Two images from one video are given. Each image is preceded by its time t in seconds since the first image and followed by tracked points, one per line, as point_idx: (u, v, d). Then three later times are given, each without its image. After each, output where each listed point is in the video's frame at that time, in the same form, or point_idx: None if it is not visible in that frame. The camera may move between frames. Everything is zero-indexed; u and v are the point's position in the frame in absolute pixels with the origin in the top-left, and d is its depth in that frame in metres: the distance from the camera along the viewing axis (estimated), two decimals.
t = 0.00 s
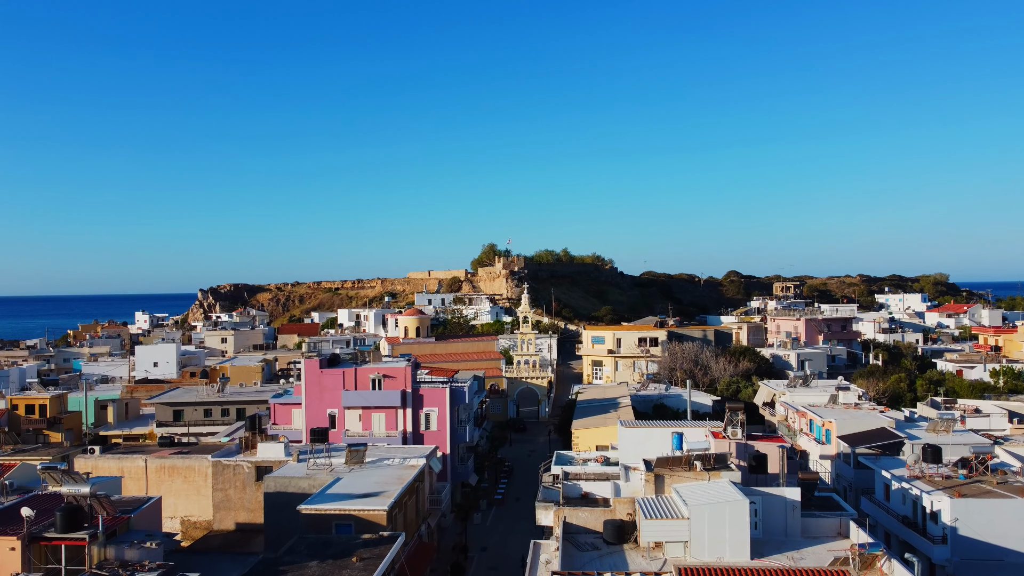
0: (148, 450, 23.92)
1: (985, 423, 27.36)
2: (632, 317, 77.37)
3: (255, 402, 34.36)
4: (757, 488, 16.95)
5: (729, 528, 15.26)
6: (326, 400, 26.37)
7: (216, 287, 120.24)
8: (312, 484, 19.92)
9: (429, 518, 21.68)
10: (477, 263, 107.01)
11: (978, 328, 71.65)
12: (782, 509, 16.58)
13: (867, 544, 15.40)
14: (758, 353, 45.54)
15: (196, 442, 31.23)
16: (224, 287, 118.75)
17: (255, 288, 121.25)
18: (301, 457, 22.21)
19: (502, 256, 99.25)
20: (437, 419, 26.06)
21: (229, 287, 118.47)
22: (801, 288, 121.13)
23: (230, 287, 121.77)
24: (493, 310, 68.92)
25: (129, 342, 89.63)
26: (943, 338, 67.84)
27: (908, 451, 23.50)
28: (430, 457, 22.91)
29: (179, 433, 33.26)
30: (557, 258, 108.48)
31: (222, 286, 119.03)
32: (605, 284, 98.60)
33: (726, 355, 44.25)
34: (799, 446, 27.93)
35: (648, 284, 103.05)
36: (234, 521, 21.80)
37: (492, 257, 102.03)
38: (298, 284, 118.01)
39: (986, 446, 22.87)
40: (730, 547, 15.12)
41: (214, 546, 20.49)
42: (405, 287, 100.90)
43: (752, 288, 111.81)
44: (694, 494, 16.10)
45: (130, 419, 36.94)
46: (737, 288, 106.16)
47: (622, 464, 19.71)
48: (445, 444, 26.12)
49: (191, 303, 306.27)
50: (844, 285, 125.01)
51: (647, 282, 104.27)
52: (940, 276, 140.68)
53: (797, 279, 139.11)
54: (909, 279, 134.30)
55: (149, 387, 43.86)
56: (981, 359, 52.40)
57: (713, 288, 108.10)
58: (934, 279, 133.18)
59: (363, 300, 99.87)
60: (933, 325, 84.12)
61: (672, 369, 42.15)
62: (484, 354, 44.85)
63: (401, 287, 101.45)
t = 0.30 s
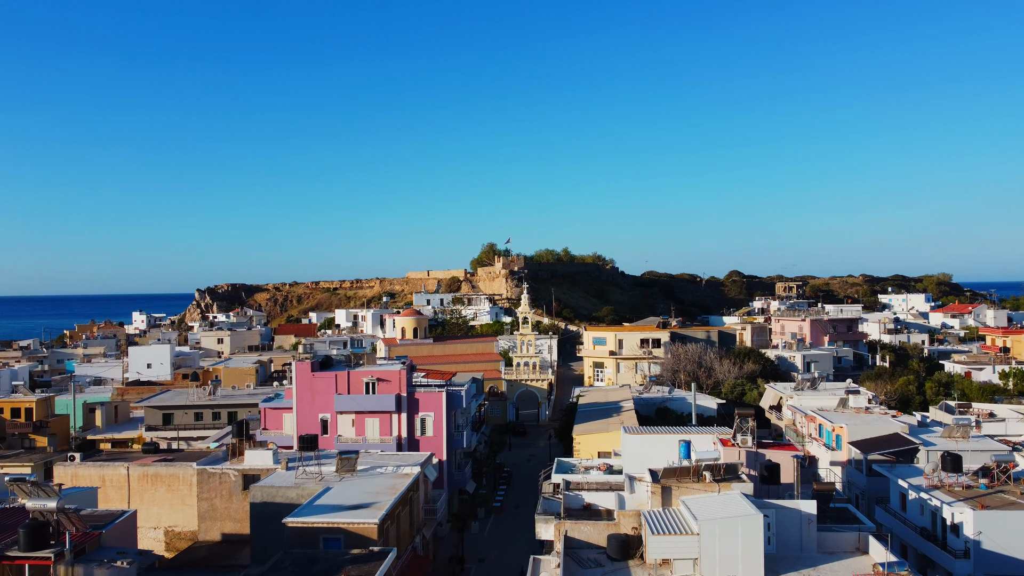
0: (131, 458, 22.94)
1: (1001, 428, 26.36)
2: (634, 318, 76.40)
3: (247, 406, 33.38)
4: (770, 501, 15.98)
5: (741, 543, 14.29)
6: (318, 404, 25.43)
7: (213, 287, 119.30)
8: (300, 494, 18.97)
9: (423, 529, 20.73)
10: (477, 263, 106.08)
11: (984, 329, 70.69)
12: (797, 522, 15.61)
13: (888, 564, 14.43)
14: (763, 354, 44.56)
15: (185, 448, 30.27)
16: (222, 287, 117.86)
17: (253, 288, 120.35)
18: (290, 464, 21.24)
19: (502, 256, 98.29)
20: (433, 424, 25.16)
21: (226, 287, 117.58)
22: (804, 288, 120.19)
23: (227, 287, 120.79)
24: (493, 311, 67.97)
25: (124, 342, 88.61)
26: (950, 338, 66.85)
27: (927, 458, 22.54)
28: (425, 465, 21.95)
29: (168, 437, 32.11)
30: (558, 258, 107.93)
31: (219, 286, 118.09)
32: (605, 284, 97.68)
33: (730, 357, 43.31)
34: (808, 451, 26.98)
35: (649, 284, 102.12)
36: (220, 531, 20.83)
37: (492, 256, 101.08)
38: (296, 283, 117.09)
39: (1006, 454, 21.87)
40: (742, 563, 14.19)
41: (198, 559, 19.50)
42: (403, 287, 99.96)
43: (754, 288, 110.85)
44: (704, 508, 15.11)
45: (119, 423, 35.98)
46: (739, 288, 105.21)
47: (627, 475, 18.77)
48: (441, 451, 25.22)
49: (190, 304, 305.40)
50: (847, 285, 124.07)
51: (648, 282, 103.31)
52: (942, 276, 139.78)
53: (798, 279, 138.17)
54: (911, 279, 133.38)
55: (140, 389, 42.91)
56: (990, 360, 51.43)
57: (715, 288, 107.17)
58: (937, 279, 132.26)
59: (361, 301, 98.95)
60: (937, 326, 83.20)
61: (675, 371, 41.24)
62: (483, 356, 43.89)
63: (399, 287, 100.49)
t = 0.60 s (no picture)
0: (113, 466, 21.97)
1: (1020, 434, 25.35)
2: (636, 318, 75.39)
3: (237, 410, 32.39)
4: (785, 515, 14.99)
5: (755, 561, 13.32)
6: (309, 409, 24.42)
7: (211, 287, 118.31)
8: (287, 506, 18.01)
9: (417, 541, 19.73)
10: (476, 262, 105.12)
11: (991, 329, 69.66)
12: (815, 538, 14.63)
13: None
14: (768, 356, 43.57)
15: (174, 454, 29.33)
16: (219, 287, 116.89)
17: (251, 288, 119.38)
18: (278, 473, 20.25)
19: (501, 255, 97.31)
20: (429, 430, 24.18)
21: (224, 287, 116.59)
22: (806, 288, 119.25)
23: (225, 287, 119.79)
24: (493, 311, 66.99)
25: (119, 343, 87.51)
26: (956, 339, 65.88)
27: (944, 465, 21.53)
28: (420, 474, 20.95)
29: (157, 441, 31.09)
30: (558, 257, 106.87)
31: (216, 286, 117.11)
32: (607, 284, 96.72)
33: (735, 358, 42.33)
34: (818, 457, 26.03)
35: (651, 284, 101.17)
36: (205, 543, 19.87)
37: (492, 255, 100.11)
38: (294, 283, 116.12)
39: None
40: None
41: (180, 573, 18.54)
42: (402, 287, 99.01)
43: (756, 288, 109.88)
44: (716, 524, 14.12)
45: (107, 427, 35.02)
46: (742, 288, 104.26)
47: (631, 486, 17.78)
48: (437, 457, 24.23)
49: (189, 304, 304.44)
50: (850, 285, 123.11)
51: (650, 282, 102.34)
52: (946, 276, 138.80)
53: (801, 279, 137.20)
54: (914, 279, 132.45)
55: (131, 392, 41.93)
56: (999, 362, 50.42)
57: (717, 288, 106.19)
58: (940, 279, 131.20)
59: (359, 301, 97.98)
60: (943, 327, 82.22)
61: (679, 373, 40.27)
62: (482, 357, 42.88)
63: (398, 287, 99.51)
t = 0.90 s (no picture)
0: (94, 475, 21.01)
1: None
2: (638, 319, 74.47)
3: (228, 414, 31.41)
4: (803, 532, 13.99)
5: None
6: (300, 413, 23.46)
7: (208, 287, 117.29)
8: (273, 518, 17.02)
9: (410, 554, 18.73)
10: (476, 262, 104.18)
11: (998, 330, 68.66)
12: (834, 556, 13.65)
13: None
14: (773, 358, 42.57)
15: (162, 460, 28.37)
16: (217, 287, 115.88)
17: (249, 288, 118.40)
18: (265, 482, 19.24)
19: (501, 254, 96.36)
20: (424, 436, 23.21)
21: (221, 287, 115.59)
22: (809, 288, 118.31)
23: (222, 287, 118.76)
24: (492, 311, 66.01)
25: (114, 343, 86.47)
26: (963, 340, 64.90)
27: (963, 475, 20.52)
28: (414, 483, 19.96)
29: (145, 446, 30.22)
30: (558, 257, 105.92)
31: (213, 286, 116.10)
32: (608, 284, 95.81)
33: (740, 360, 41.35)
34: (828, 464, 25.06)
35: (652, 284, 100.26)
36: (188, 556, 18.89)
37: (492, 255, 99.16)
38: (292, 283, 115.15)
39: None
40: None
41: None
42: (401, 287, 98.07)
43: (758, 288, 108.97)
44: (729, 542, 13.15)
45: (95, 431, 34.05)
46: (744, 288, 103.31)
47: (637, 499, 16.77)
48: (433, 465, 23.24)
49: (188, 304, 303.42)
50: (853, 285, 122.18)
51: (651, 282, 101.41)
52: (949, 276, 137.93)
53: (804, 279, 136.29)
54: (918, 279, 131.48)
55: (122, 394, 40.93)
56: (1008, 364, 49.44)
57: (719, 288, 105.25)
58: (943, 279, 130.28)
59: (357, 301, 97.03)
60: (947, 327, 81.29)
61: (683, 375, 39.31)
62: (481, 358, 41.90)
63: (397, 287, 98.56)
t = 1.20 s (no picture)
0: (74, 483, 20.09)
1: None
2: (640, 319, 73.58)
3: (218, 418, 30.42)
4: (822, 550, 13.02)
5: None
6: (289, 419, 22.50)
7: (206, 287, 116.32)
8: (257, 532, 16.07)
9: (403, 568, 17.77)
10: (476, 262, 103.21)
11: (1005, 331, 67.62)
12: None
13: None
14: (779, 360, 41.59)
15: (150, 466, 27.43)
16: (214, 286, 114.91)
17: (247, 288, 117.43)
18: (250, 492, 18.24)
19: (501, 254, 95.42)
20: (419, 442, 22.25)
21: (219, 287, 114.57)
22: (812, 288, 117.31)
23: (220, 287, 117.74)
24: (492, 311, 65.00)
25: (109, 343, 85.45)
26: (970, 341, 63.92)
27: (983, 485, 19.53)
28: (407, 494, 18.98)
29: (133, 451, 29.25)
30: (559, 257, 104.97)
31: (211, 286, 115.09)
32: (609, 284, 94.87)
33: (745, 362, 40.37)
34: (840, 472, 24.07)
35: (654, 284, 99.32)
36: (169, 570, 17.92)
37: (492, 254, 98.19)
38: (290, 283, 114.22)
39: None
40: None
41: None
42: (400, 287, 97.09)
43: (761, 288, 108.03)
44: (744, 562, 12.19)
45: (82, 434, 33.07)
46: (746, 288, 102.36)
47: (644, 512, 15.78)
48: (428, 473, 22.28)
49: (186, 304, 302.38)
50: (856, 286, 121.18)
51: (653, 282, 100.45)
52: (953, 276, 136.97)
53: (807, 279, 135.32)
54: (921, 279, 130.51)
55: (112, 396, 39.94)
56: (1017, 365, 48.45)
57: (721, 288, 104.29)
58: (947, 279, 129.32)
59: (355, 301, 96.04)
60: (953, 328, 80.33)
61: (686, 378, 38.32)
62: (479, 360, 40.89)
63: (396, 287, 97.59)
